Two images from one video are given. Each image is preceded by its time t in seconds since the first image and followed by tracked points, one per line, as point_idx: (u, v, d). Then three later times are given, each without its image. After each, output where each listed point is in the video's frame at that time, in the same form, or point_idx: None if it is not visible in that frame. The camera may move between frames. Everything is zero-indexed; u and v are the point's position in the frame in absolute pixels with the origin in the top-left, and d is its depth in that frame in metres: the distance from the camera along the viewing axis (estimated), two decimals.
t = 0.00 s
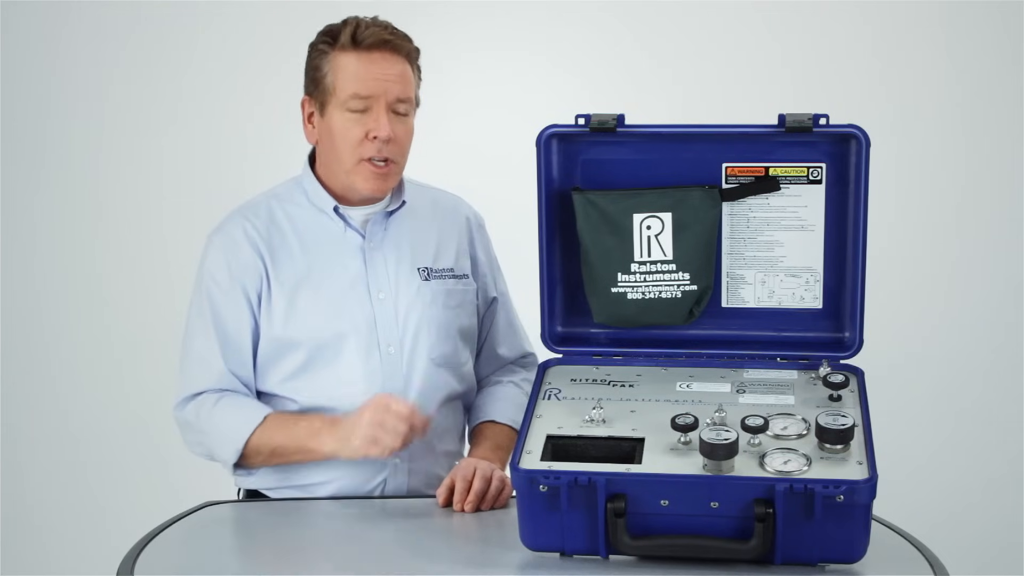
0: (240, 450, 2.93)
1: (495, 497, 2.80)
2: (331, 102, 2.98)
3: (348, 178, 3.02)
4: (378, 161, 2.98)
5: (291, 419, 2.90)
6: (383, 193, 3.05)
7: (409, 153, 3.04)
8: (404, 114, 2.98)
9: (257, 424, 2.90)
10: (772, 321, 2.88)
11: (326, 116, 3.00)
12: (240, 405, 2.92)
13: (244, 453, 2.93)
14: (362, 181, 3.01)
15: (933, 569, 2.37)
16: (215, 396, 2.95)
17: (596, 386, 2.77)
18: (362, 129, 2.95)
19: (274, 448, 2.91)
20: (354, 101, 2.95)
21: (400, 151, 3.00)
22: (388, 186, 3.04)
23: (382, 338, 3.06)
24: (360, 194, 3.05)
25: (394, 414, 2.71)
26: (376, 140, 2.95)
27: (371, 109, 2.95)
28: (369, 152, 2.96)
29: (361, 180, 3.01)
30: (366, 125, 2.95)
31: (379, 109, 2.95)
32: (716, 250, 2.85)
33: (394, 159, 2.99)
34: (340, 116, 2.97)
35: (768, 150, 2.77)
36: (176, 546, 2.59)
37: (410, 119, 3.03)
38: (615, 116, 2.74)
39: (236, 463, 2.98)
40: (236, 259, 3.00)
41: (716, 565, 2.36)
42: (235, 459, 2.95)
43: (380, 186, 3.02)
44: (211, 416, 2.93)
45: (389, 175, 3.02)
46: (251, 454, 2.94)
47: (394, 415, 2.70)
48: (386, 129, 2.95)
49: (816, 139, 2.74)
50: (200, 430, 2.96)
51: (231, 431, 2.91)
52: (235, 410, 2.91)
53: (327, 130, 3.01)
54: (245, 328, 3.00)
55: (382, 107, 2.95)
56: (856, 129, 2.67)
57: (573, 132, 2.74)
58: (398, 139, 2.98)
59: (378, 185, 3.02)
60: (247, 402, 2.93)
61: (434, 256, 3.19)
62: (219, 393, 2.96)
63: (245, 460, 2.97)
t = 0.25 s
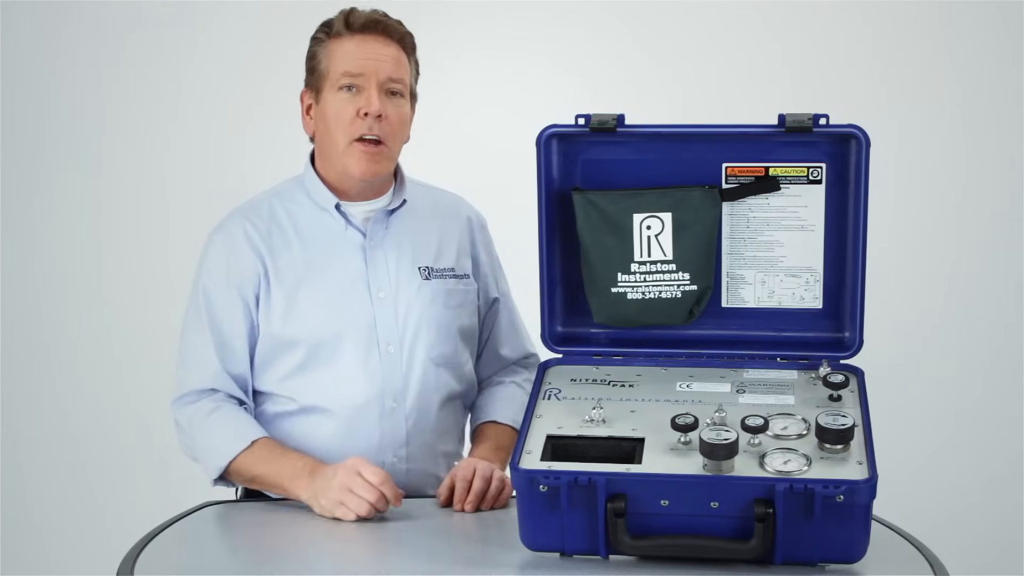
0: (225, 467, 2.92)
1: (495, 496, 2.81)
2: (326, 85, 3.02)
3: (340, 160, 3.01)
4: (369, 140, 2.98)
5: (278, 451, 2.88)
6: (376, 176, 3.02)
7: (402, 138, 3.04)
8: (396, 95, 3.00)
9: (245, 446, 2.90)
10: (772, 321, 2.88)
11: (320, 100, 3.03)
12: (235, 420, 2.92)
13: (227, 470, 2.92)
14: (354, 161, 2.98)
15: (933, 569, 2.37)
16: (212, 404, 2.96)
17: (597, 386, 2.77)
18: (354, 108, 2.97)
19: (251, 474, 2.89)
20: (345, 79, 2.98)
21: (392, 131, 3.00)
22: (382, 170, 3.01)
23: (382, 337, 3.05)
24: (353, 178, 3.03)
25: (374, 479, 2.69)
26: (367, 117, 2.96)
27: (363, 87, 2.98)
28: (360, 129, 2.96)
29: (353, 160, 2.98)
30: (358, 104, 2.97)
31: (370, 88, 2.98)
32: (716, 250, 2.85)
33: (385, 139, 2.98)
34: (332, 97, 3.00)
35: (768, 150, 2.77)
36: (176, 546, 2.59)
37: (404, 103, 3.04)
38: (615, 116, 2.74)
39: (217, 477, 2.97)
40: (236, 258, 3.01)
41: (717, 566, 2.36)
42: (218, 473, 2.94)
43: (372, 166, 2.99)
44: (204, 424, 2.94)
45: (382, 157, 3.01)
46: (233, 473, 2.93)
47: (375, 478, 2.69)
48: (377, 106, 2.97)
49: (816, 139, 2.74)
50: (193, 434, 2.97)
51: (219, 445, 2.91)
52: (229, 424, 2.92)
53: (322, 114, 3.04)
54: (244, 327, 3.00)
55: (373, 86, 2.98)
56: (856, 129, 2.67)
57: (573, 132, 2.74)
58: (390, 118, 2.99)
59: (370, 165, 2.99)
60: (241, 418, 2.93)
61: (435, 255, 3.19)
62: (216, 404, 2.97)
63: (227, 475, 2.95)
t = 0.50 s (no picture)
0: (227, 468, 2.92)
1: (495, 496, 2.81)
2: (324, 89, 3.02)
3: (340, 164, 3.01)
4: (368, 143, 2.98)
5: (279, 455, 2.88)
6: (377, 179, 3.02)
7: (402, 140, 3.04)
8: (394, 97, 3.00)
9: (248, 448, 2.90)
10: (772, 321, 2.88)
11: (320, 104, 3.04)
12: (239, 422, 2.92)
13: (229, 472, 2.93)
14: (354, 164, 2.98)
15: (933, 569, 2.37)
16: (216, 405, 2.96)
17: (597, 386, 2.77)
18: (352, 111, 2.97)
19: (253, 477, 2.88)
20: (343, 83, 2.98)
21: (391, 134, 2.99)
22: (383, 173, 3.01)
23: (383, 338, 3.05)
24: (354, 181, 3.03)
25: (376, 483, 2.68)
26: (365, 120, 2.96)
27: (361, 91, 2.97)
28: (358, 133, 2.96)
29: (353, 164, 2.98)
30: (356, 107, 2.97)
31: (368, 91, 2.97)
32: (716, 250, 2.85)
33: (384, 141, 2.98)
34: (331, 100, 3.00)
35: (768, 150, 2.77)
36: (176, 546, 2.59)
37: (403, 105, 3.04)
38: (615, 116, 2.74)
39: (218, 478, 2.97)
40: (238, 258, 3.02)
41: (716, 566, 2.36)
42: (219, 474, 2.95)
43: (372, 169, 2.99)
44: (208, 425, 2.94)
45: (382, 160, 3.00)
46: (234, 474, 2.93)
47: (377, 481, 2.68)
48: (375, 109, 2.96)
49: (816, 139, 2.74)
50: (197, 434, 2.97)
51: (222, 446, 2.91)
52: (233, 426, 2.92)
53: (322, 118, 3.04)
54: (246, 328, 3.01)
55: (371, 89, 2.98)
56: (856, 129, 2.67)
57: (573, 132, 2.74)
58: (388, 121, 2.98)
59: (368, 169, 2.99)
60: (244, 420, 2.93)
61: (437, 256, 3.19)
62: (221, 404, 2.97)
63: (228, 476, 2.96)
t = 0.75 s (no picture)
0: (229, 466, 2.92)
1: (495, 496, 2.81)
2: (314, 99, 3.01)
3: (332, 175, 3.04)
4: (358, 158, 2.99)
5: (282, 455, 2.88)
6: (369, 189, 3.04)
7: (394, 149, 3.03)
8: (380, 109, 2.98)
9: (250, 447, 2.90)
10: (773, 321, 2.88)
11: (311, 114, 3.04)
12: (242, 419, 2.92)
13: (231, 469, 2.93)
14: (344, 178, 3.01)
15: (933, 569, 2.37)
16: (219, 403, 2.96)
17: (597, 386, 2.76)
18: (339, 126, 2.97)
19: (255, 476, 2.88)
20: (328, 97, 2.97)
21: (380, 146, 3.00)
22: (374, 184, 3.04)
23: (387, 336, 3.05)
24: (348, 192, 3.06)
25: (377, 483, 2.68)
26: (352, 137, 2.97)
27: (346, 106, 2.96)
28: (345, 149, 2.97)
29: (344, 178, 3.01)
30: (342, 122, 2.97)
31: (352, 106, 2.96)
32: (716, 250, 2.85)
33: (374, 155, 3.00)
34: (319, 113, 3.00)
35: (768, 150, 2.77)
36: (176, 546, 2.59)
37: (394, 113, 3.02)
38: (614, 116, 2.74)
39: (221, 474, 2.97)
40: (243, 257, 3.02)
41: (716, 566, 2.36)
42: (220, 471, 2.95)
43: (363, 182, 3.02)
44: (210, 422, 2.94)
45: (373, 171, 3.03)
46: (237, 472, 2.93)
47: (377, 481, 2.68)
48: (360, 125, 2.96)
49: (816, 139, 2.74)
50: (200, 431, 2.98)
51: (224, 444, 2.91)
52: (236, 424, 2.92)
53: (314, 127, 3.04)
54: (251, 326, 3.02)
55: (356, 104, 2.96)
56: (856, 129, 2.67)
57: (573, 132, 2.74)
58: (376, 134, 2.98)
59: (359, 183, 3.02)
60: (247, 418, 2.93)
61: (442, 255, 3.18)
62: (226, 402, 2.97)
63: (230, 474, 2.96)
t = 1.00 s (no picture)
0: (232, 466, 2.93)
1: (495, 495, 2.81)
2: (314, 100, 3.01)
3: (334, 177, 3.05)
4: (359, 159, 2.99)
5: (285, 455, 2.88)
6: (371, 190, 3.05)
7: (394, 149, 3.03)
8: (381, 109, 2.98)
9: (254, 447, 2.90)
10: (772, 321, 2.88)
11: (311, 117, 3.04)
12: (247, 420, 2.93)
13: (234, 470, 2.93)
14: (345, 179, 3.01)
15: (933, 569, 2.37)
16: (224, 404, 2.96)
17: (597, 386, 2.76)
18: (340, 127, 2.97)
19: (258, 476, 2.88)
20: (328, 100, 2.97)
21: (381, 147, 3.00)
22: (376, 183, 3.04)
23: (386, 337, 3.05)
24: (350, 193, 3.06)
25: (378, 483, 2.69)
26: (353, 138, 2.97)
27: (347, 107, 2.96)
28: (346, 150, 2.97)
29: (345, 179, 3.02)
30: (343, 123, 2.97)
31: (353, 107, 2.96)
32: (716, 250, 2.85)
33: (374, 155, 2.99)
34: (319, 116, 3.00)
35: (768, 150, 2.77)
36: (175, 546, 2.59)
37: (395, 113, 3.02)
38: (614, 116, 2.74)
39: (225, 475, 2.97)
40: (244, 258, 3.03)
41: (716, 566, 2.36)
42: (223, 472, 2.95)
43: (364, 183, 3.02)
44: (214, 423, 2.95)
45: (375, 172, 3.03)
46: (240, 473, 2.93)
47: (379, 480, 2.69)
48: (361, 126, 2.96)
49: (816, 139, 2.74)
50: (204, 432, 2.98)
51: (228, 444, 2.91)
52: (240, 425, 2.92)
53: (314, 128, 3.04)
54: (251, 326, 3.02)
55: (356, 105, 2.96)
56: (856, 129, 2.67)
57: (573, 132, 2.74)
58: (376, 134, 2.99)
59: (361, 183, 3.02)
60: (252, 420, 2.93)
61: (443, 255, 3.18)
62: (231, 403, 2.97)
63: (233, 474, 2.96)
